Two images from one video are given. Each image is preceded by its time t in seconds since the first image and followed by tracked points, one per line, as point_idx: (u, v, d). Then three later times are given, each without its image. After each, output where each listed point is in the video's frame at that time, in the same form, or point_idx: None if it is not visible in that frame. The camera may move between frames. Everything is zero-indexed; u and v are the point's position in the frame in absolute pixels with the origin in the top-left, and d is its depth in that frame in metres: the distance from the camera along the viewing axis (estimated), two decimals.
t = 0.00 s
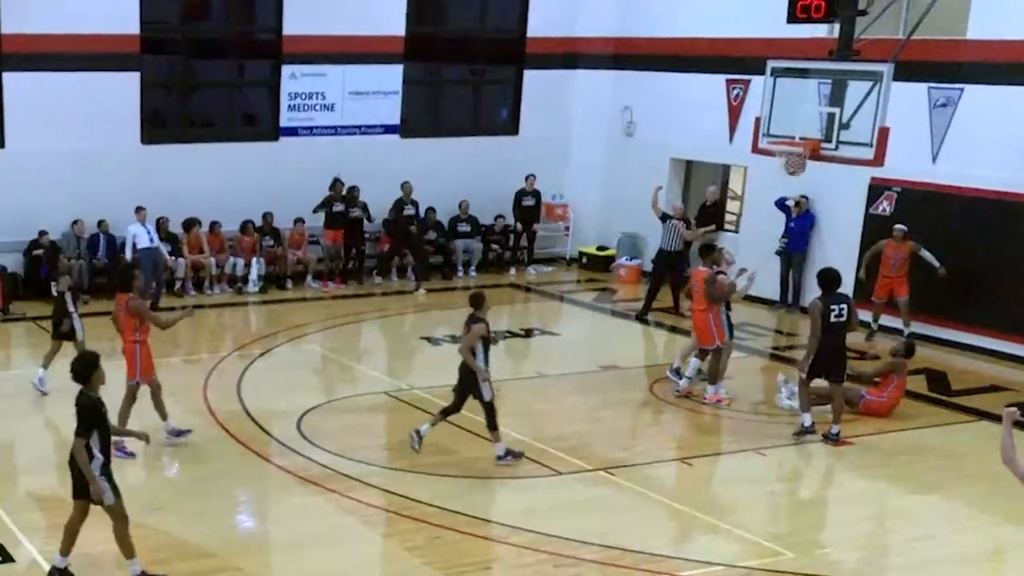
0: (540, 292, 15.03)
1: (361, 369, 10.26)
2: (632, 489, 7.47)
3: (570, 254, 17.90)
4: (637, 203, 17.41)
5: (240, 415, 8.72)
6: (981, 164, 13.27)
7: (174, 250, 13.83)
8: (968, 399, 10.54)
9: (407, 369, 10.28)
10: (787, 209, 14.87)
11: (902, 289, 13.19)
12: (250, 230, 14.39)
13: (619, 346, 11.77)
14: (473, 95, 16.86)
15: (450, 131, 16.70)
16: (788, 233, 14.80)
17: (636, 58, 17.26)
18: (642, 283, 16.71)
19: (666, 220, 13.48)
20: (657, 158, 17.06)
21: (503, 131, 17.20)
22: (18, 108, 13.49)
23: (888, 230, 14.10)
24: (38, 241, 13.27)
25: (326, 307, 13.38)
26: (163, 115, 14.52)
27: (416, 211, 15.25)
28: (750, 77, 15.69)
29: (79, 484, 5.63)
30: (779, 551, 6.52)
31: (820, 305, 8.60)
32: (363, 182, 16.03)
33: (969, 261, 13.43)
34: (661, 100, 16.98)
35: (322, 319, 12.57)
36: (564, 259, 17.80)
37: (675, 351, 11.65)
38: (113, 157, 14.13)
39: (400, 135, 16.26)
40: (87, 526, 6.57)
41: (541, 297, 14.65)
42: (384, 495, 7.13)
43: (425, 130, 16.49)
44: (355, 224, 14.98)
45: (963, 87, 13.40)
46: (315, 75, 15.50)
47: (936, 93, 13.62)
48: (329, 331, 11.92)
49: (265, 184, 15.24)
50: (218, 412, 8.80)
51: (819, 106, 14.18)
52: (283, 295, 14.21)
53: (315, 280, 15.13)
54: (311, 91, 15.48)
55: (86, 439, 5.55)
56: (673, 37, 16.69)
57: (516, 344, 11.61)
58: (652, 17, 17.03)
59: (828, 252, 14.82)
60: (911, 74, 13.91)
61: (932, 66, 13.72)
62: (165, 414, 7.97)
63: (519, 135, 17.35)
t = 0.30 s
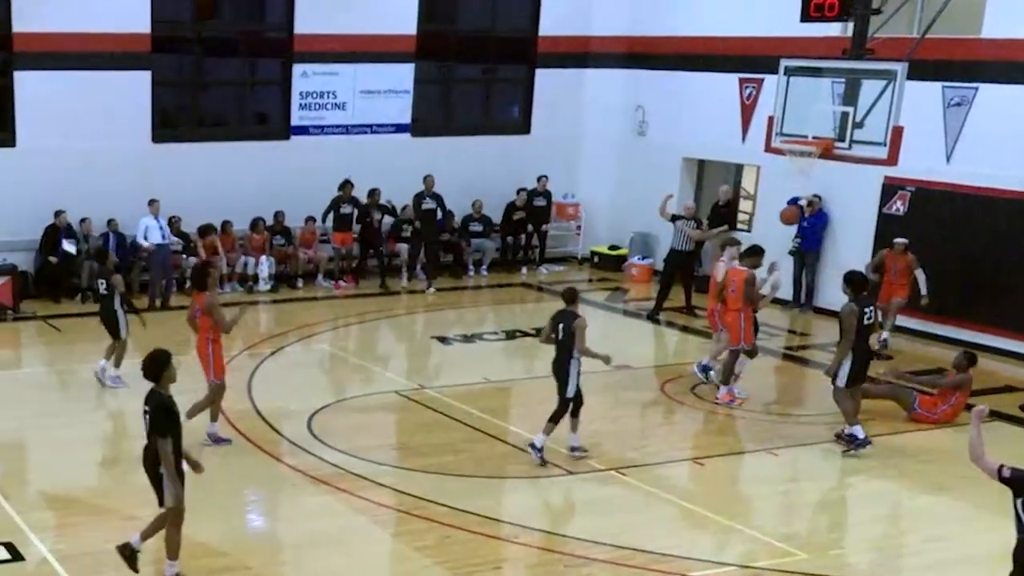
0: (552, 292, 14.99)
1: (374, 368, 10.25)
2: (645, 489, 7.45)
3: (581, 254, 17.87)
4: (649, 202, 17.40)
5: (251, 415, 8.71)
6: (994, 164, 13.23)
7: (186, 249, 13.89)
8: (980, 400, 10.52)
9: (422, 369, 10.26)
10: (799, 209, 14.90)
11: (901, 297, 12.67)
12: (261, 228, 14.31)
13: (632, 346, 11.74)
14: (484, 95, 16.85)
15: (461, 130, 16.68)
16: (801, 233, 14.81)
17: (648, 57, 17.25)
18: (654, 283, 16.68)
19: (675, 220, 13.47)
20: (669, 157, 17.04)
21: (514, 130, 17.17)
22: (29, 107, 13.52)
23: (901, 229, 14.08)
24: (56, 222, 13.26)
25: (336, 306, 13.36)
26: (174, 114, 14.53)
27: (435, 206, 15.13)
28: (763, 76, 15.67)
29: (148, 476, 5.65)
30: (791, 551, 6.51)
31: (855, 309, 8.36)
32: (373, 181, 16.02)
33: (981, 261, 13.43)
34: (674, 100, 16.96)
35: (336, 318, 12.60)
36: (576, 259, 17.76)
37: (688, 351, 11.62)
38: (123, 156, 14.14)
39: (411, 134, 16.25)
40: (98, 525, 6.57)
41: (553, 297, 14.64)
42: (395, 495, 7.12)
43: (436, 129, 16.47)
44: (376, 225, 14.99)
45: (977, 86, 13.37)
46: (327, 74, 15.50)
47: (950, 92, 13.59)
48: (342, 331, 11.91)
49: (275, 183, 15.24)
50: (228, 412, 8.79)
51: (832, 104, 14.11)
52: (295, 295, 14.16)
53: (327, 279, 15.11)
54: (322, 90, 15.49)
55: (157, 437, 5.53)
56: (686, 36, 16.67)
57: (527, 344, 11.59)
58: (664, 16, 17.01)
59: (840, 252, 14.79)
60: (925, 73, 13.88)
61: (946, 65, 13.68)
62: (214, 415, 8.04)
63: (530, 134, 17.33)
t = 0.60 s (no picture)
0: (556, 292, 14.98)
1: (378, 368, 10.24)
2: (647, 489, 7.45)
3: (584, 254, 17.86)
4: (652, 202, 17.39)
5: (254, 415, 8.70)
6: (999, 163, 13.22)
7: (189, 248, 13.92)
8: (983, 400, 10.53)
9: (426, 369, 10.26)
10: (802, 209, 14.89)
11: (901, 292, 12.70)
12: (262, 226, 14.13)
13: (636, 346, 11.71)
14: (487, 94, 16.85)
15: (464, 129, 16.67)
16: (805, 233, 14.80)
17: (652, 57, 17.25)
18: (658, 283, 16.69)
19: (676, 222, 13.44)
20: (673, 157, 17.04)
21: (517, 129, 17.17)
22: (32, 106, 13.52)
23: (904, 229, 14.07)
24: (65, 210, 13.17)
25: (339, 306, 13.35)
26: (177, 114, 14.53)
27: (440, 206, 15.13)
28: (766, 76, 15.66)
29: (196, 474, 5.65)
30: (794, 552, 6.50)
31: (879, 312, 8.13)
32: (377, 181, 16.01)
33: (986, 259, 13.40)
34: (677, 100, 16.95)
35: (339, 317, 12.59)
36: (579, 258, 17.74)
37: (693, 351, 11.63)
38: (126, 156, 14.14)
39: (414, 134, 16.23)
40: (102, 525, 6.57)
41: (556, 296, 14.64)
42: (398, 495, 7.11)
43: (438, 129, 16.46)
44: (387, 224, 14.87)
45: (981, 86, 13.36)
46: (330, 73, 15.50)
47: (953, 92, 13.58)
48: (345, 331, 11.91)
49: (277, 183, 15.23)
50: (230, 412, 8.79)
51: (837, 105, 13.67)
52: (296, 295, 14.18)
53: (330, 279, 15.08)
54: (326, 89, 15.48)
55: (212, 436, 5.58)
56: (690, 36, 16.66)
57: (530, 343, 11.58)
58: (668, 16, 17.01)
59: (844, 252, 14.77)
60: (928, 73, 13.88)
61: (950, 65, 13.67)
62: (292, 413, 8.04)
63: (532, 133, 17.31)
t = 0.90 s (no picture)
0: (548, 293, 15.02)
1: (368, 369, 10.25)
2: (638, 489, 7.46)
3: (576, 254, 17.87)
4: (644, 202, 17.41)
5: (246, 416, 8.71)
6: (988, 164, 13.25)
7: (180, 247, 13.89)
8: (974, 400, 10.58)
9: (415, 370, 10.27)
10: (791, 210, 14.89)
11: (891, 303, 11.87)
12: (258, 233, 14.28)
13: (628, 347, 11.72)
14: (478, 95, 16.86)
15: (456, 130, 16.69)
16: (793, 233, 14.81)
17: (641, 57, 17.28)
18: (648, 283, 16.69)
19: (666, 223, 13.47)
20: (664, 158, 17.06)
21: (509, 130, 17.19)
22: (22, 107, 13.49)
23: (893, 229, 14.10)
24: (71, 211, 13.15)
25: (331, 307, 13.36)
26: (169, 115, 14.53)
27: (429, 209, 14.85)
28: (756, 76, 15.69)
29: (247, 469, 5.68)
30: (785, 552, 6.52)
31: (876, 315, 8.21)
32: (369, 181, 16.03)
33: (977, 258, 13.42)
34: (667, 101, 16.98)
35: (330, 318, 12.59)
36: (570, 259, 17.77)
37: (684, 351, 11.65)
38: (119, 156, 14.13)
39: (405, 135, 16.25)
40: (93, 526, 6.57)
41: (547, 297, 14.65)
42: (389, 495, 7.12)
43: (430, 130, 16.48)
44: (382, 228, 14.67)
45: (969, 87, 13.39)
46: (321, 74, 15.50)
47: (942, 93, 13.61)
48: (336, 331, 11.92)
49: (270, 184, 15.23)
50: (222, 413, 8.80)
51: (826, 105, 14.33)
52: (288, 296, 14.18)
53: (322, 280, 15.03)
54: (316, 91, 15.48)
55: (260, 430, 5.60)
56: (679, 36, 16.69)
57: (522, 344, 11.60)
58: (657, 16, 17.04)
59: (835, 253, 14.78)
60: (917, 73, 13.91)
61: (938, 66, 13.69)
62: (315, 412, 8.00)
63: (524, 134, 17.33)
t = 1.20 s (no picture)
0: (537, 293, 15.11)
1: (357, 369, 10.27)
2: (627, 488, 7.49)
3: (566, 255, 17.89)
4: (633, 202, 17.43)
5: (236, 416, 8.73)
6: (976, 165, 13.28)
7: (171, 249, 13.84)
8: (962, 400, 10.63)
9: (403, 371, 10.29)
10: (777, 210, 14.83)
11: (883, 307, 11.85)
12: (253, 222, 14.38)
13: (617, 347, 11.76)
14: (469, 96, 16.88)
15: (446, 131, 16.73)
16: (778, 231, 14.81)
17: (630, 57, 17.31)
18: (637, 283, 16.72)
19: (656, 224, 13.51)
20: (653, 159, 17.08)
21: (498, 131, 17.21)
22: (12, 108, 13.49)
23: (881, 229, 14.13)
24: (77, 211, 13.07)
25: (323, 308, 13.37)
26: (160, 116, 14.54)
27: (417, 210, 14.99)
28: (744, 77, 15.73)
29: (278, 474, 5.72)
30: (774, 551, 6.54)
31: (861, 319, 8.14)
32: (360, 183, 16.05)
33: (965, 258, 13.43)
34: (656, 101, 17.01)
35: (317, 321, 12.53)
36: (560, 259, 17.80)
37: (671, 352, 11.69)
38: (111, 157, 14.14)
39: (395, 136, 16.28)
40: (84, 527, 6.58)
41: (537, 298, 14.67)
42: (379, 495, 7.13)
43: (421, 131, 16.51)
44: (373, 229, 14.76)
45: (956, 87, 13.43)
46: (311, 75, 15.51)
47: (928, 93, 13.65)
48: (325, 332, 11.93)
49: (261, 185, 15.25)
50: (212, 413, 8.82)
51: (813, 106, 14.26)
52: (280, 296, 14.24)
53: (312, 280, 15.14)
54: (306, 92, 15.49)
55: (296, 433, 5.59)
56: (668, 37, 16.72)
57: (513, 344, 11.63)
58: (645, 17, 17.09)
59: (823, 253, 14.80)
60: (905, 74, 13.95)
61: (926, 66, 13.73)
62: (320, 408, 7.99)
63: (515, 135, 17.35)
